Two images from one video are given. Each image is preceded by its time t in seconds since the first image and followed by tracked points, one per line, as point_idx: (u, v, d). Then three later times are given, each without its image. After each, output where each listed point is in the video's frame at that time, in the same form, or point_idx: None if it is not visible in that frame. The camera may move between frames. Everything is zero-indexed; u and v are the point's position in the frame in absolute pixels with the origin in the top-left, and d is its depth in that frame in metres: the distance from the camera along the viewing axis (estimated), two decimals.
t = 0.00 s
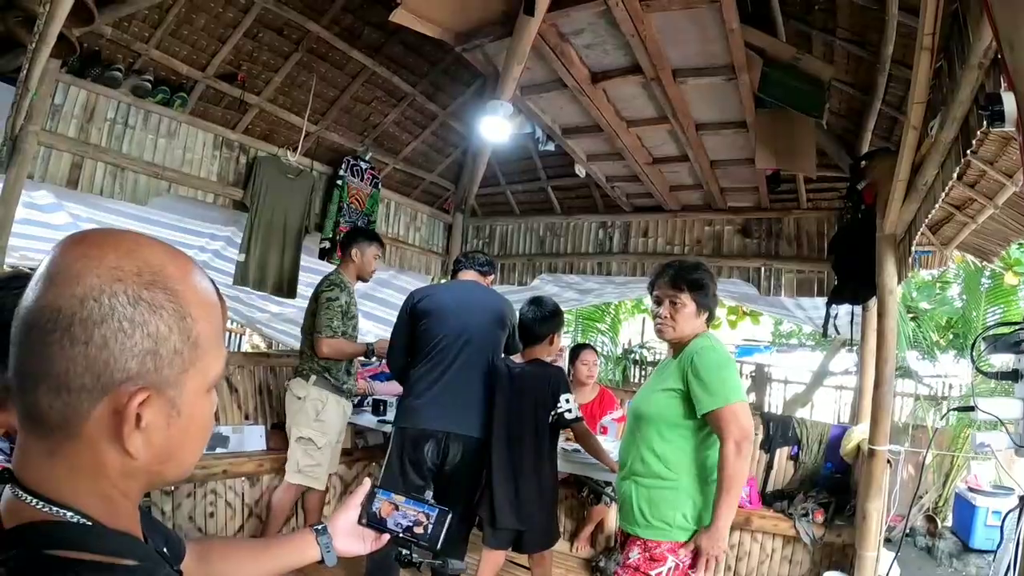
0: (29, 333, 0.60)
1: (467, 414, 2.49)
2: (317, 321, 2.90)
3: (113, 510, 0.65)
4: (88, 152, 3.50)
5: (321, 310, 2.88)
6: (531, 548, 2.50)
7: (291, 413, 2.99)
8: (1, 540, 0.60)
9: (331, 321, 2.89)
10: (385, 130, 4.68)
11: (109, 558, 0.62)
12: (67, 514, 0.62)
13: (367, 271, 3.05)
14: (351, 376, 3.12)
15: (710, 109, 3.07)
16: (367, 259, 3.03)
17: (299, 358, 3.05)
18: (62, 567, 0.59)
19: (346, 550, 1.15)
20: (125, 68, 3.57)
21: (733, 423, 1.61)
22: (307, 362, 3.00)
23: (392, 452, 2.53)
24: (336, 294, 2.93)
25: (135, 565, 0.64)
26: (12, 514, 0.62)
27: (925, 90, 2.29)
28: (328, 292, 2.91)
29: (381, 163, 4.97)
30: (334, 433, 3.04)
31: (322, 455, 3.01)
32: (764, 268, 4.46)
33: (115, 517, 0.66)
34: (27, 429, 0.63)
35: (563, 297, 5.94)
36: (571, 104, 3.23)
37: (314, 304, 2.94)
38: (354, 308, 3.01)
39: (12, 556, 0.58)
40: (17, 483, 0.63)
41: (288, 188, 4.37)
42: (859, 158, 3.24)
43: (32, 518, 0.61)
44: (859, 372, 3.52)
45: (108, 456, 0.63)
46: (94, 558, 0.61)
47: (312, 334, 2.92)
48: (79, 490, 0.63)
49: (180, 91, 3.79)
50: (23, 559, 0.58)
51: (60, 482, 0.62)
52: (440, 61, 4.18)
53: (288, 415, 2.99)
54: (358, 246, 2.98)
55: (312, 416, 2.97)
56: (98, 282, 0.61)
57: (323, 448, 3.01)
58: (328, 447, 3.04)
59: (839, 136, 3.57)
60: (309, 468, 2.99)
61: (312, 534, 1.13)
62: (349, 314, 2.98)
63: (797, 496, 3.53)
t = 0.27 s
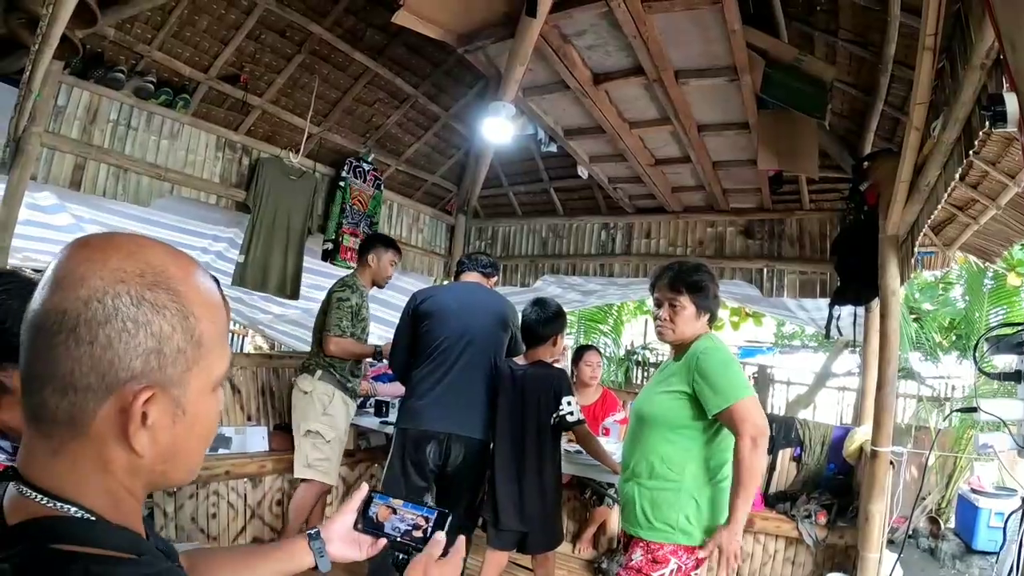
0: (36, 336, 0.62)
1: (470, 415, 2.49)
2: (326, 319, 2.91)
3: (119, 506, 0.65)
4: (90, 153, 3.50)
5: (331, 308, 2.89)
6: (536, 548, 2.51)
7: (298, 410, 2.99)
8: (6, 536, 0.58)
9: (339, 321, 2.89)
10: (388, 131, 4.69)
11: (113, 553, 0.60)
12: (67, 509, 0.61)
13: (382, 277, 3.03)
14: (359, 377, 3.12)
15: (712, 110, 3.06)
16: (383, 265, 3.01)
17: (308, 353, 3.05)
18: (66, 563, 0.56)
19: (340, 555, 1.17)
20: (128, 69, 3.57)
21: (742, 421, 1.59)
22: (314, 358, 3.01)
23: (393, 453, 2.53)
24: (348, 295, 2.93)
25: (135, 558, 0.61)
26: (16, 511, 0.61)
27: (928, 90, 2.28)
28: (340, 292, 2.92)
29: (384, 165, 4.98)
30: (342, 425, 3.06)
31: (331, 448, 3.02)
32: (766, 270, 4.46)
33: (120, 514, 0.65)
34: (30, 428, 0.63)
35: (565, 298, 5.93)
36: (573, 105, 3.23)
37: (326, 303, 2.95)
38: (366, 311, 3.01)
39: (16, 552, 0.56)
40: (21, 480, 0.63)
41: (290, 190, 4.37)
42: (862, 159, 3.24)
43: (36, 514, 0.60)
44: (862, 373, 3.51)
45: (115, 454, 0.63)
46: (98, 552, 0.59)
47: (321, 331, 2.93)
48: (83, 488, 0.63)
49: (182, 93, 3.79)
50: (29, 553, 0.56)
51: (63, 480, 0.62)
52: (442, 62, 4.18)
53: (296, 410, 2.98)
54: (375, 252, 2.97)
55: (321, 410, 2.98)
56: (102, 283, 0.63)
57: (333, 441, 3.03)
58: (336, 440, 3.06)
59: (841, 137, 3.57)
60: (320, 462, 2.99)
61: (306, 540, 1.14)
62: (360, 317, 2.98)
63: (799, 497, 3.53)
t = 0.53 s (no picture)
0: (103, 353, 0.65)
1: (472, 417, 2.49)
2: (332, 325, 2.89)
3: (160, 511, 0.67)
4: (94, 155, 3.51)
5: (336, 314, 2.87)
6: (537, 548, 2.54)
7: (302, 411, 3.01)
8: (34, 523, 0.61)
9: (345, 326, 2.87)
10: (390, 132, 4.69)
11: (134, 543, 0.62)
12: (102, 502, 0.63)
13: (385, 276, 3.02)
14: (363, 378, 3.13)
15: (714, 111, 3.06)
16: (385, 264, 3.00)
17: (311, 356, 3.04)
18: (89, 551, 0.59)
19: (286, 539, 1.14)
20: (131, 71, 3.58)
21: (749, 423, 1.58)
22: (317, 362, 2.99)
23: (397, 454, 2.52)
24: (353, 299, 2.91)
25: (156, 552, 0.63)
26: (48, 500, 0.64)
27: (930, 91, 2.28)
28: (344, 297, 2.89)
29: (386, 166, 4.99)
30: (343, 429, 3.07)
31: (329, 452, 3.06)
32: (769, 270, 4.45)
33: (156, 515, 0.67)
34: (77, 428, 0.68)
35: (567, 299, 5.92)
36: (576, 106, 3.24)
37: (329, 307, 2.92)
38: (371, 314, 2.99)
39: (42, 538, 0.59)
40: (61, 473, 0.66)
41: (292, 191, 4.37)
42: (864, 160, 3.23)
43: (68, 503, 0.63)
44: (864, 374, 3.51)
45: (171, 464, 0.67)
46: (120, 542, 0.61)
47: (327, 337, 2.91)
48: (132, 492, 0.66)
49: (185, 95, 3.81)
50: (58, 540, 0.59)
51: (112, 482, 0.65)
52: (445, 64, 4.19)
53: (299, 413, 3.01)
54: (378, 251, 2.95)
55: (322, 414, 2.99)
56: (164, 306, 0.67)
57: (332, 444, 3.05)
58: (335, 445, 3.08)
59: (844, 138, 3.56)
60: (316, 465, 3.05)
61: (248, 529, 1.12)
62: (365, 320, 2.96)
63: (802, 499, 3.52)
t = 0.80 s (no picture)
0: (139, 366, 0.67)
1: (475, 419, 2.49)
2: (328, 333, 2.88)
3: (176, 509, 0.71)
4: (96, 156, 3.52)
5: (330, 321, 2.86)
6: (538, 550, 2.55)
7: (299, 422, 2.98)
8: (47, 516, 0.63)
9: (341, 333, 2.87)
10: (392, 133, 4.69)
11: (145, 541, 0.64)
12: (116, 499, 0.66)
13: (374, 274, 3.03)
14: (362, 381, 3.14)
15: (716, 112, 3.06)
16: (373, 262, 3.01)
17: (309, 364, 3.05)
18: (96, 549, 0.60)
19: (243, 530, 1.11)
20: (133, 72, 3.59)
21: (750, 423, 1.58)
22: (315, 368, 2.99)
23: (398, 457, 2.52)
24: (345, 303, 2.91)
25: (169, 550, 0.65)
26: (60, 494, 0.66)
27: (932, 91, 2.28)
28: (336, 303, 2.89)
29: (388, 167, 4.99)
30: (343, 435, 3.08)
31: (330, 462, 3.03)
32: (771, 271, 4.44)
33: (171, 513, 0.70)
34: (108, 440, 0.69)
35: (569, 300, 5.92)
36: (578, 107, 3.24)
37: (323, 313, 2.92)
38: (364, 315, 3.00)
39: (55, 532, 0.62)
40: (75, 468, 0.68)
41: (294, 193, 4.38)
42: (867, 160, 3.23)
43: (78, 498, 0.65)
44: (867, 374, 3.50)
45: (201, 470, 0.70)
46: (134, 540, 0.63)
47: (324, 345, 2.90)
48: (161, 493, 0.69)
49: (187, 95, 3.83)
50: (72, 535, 0.61)
51: (140, 486, 0.68)
52: (446, 65, 4.19)
53: (297, 423, 2.96)
54: (363, 249, 2.97)
55: (322, 423, 2.98)
56: (201, 324, 0.69)
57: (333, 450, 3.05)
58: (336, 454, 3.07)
59: (846, 138, 3.56)
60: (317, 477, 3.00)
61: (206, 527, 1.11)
62: (358, 322, 2.97)
63: (805, 500, 3.51)
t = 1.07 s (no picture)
0: (38, 325, 0.60)
1: (477, 420, 2.49)
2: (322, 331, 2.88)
3: (113, 499, 0.64)
4: (98, 158, 3.53)
5: (324, 320, 2.86)
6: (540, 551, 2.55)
7: (297, 422, 2.99)
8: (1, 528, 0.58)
9: (335, 332, 2.86)
10: (394, 134, 4.70)
11: (106, 544, 0.59)
12: (65, 502, 0.60)
13: (366, 273, 3.01)
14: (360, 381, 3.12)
15: (718, 111, 3.05)
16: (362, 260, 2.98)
17: (304, 365, 3.05)
18: (58, 560, 0.56)
19: (310, 543, 1.09)
20: (135, 74, 3.59)
21: (724, 419, 1.57)
22: (310, 369, 3.00)
23: (399, 457, 2.53)
24: (339, 302, 2.91)
25: (132, 552, 0.61)
26: (13, 503, 0.61)
27: (934, 91, 2.27)
28: (331, 302, 2.89)
29: (390, 168, 5.00)
30: (343, 438, 3.05)
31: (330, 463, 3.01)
32: (773, 272, 4.44)
33: (112, 504, 0.64)
34: (35, 424, 0.63)
35: (571, 301, 5.92)
36: (580, 108, 3.24)
37: (317, 313, 2.92)
38: (358, 312, 2.99)
39: (14, 543, 0.57)
40: (21, 474, 0.62)
41: (297, 193, 4.38)
42: (869, 161, 3.23)
43: (31, 506, 0.59)
44: (870, 375, 3.50)
45: (111, 444, 0.62)
46: (91, 544, 0.59)
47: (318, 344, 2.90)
48: (79, 476, 0.62)
49: (189, 97, 3.83)
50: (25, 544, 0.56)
51: (63, 471, 0.62)
52: (448, 66, 4.18)
53: (294, 424, 2.98)
54: (351, 249, 2.94)
55: (321, 423, 2.98)
56: (101, 277, 0.61)
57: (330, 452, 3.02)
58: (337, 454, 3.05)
59: (848, 138, 3.56)
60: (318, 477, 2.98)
61: (273, 536, 1.05)
62: (353, 319, 2.96)
63: (807, 501, 3.51)
